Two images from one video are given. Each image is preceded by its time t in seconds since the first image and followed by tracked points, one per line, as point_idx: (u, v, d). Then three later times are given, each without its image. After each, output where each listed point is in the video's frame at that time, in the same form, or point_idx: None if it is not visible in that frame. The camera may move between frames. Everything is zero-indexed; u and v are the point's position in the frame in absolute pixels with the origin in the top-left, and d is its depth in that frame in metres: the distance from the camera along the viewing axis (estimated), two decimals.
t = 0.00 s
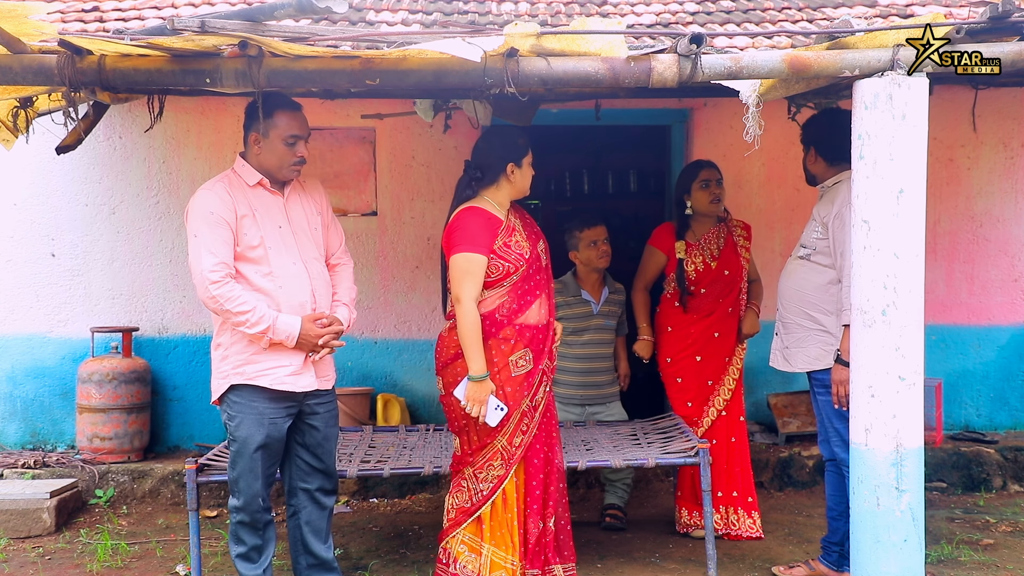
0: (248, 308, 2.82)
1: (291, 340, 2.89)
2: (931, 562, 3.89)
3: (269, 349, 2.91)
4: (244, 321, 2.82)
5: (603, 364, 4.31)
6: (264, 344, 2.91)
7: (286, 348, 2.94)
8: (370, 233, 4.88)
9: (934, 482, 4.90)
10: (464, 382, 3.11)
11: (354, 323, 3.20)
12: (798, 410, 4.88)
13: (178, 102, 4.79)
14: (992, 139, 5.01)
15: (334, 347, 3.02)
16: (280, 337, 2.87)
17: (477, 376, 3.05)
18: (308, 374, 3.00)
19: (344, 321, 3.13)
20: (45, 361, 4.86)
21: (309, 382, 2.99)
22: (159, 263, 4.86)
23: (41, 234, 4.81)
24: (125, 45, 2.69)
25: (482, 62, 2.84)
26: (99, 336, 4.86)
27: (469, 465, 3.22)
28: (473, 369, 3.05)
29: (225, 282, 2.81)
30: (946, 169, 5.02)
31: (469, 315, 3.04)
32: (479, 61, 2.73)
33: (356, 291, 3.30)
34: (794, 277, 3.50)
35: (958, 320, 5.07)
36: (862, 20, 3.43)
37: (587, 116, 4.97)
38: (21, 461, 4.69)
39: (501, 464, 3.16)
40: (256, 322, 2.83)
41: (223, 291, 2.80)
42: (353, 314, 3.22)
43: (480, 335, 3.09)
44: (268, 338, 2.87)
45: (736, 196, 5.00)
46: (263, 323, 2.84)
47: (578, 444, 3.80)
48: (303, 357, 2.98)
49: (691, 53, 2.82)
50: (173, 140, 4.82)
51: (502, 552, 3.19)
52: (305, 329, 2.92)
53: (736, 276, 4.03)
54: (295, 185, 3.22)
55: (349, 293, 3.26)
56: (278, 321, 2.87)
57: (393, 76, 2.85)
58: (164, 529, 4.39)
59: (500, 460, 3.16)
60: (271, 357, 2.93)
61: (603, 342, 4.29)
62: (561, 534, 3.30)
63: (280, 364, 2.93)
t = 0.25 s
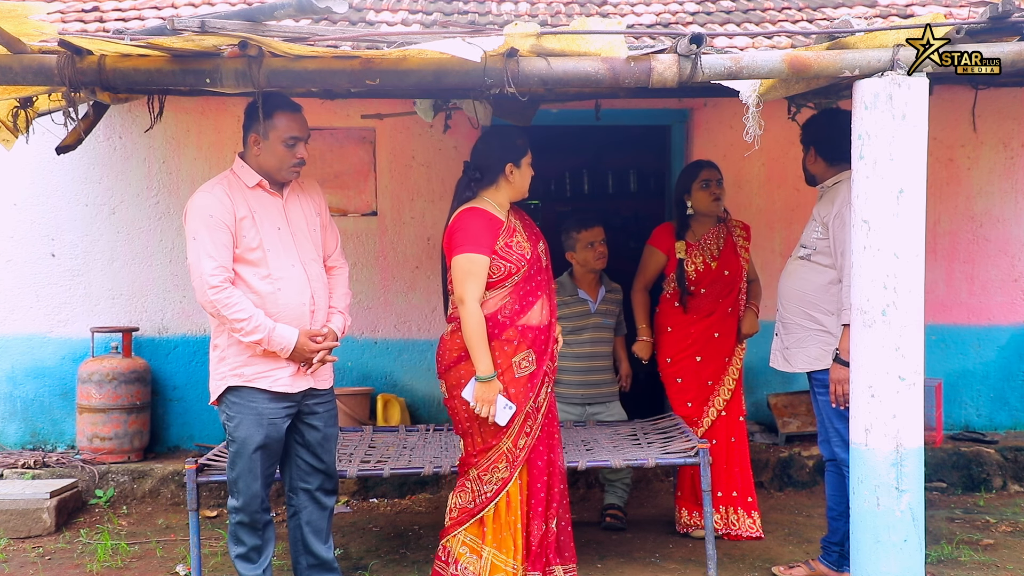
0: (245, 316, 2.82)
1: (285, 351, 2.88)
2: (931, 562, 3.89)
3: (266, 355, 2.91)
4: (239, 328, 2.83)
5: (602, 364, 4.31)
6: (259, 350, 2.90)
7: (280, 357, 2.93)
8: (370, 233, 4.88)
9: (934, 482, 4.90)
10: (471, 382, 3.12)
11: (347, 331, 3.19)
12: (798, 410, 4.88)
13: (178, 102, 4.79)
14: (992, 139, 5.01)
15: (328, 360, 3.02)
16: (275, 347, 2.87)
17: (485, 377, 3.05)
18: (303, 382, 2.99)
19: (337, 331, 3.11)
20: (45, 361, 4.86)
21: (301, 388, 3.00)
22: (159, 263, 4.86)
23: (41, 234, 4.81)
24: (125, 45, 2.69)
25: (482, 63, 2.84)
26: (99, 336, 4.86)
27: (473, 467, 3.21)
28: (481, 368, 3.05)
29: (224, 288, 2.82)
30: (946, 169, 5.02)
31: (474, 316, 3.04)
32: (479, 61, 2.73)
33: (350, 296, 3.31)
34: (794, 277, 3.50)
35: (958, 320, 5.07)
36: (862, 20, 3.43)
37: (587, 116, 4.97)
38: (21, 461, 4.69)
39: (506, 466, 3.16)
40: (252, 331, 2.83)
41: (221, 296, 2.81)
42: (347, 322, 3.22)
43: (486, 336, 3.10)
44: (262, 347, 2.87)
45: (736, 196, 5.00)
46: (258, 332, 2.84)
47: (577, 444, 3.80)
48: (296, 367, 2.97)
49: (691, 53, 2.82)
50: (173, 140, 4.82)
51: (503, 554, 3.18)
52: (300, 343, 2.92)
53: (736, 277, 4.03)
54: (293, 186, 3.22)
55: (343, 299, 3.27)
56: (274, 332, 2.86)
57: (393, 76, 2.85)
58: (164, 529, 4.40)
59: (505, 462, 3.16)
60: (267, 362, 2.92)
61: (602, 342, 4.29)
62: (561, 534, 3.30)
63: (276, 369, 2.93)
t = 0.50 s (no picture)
0: (244, 316, 2.82)
1: (286, 351, 2.88)
2: (931, 562, 3.89)
3: (267, 354, 2.91)
4: (239, 328, 2.83)
5: (601, 364, 4.31)
6: (260, 351, 2.90)
7: (281, 357, 2.93)
8: (370, 233, 4.88)
9: (934, 483, 4.90)
10: (462, 380, 3.11)
11: (348, 330, 3.19)
12: (798, 410, 4.88)
13: (178, 102, 4.79)
14: (992, 139, 5.01)
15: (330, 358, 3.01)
16: (275, 347, 2.87)
17: (476, 373, 3.04)
18: (303, 383, 2.99)
19: (337, 330, 3.12)
20: (45, 361, 4.86)
21: (302, 388, 3.00)
22: (159, 263, 4.86)
23: (42, 234, 4.81)
24: (125, 45, 2.69)
25: (483, 62, 2.84)
26: (99, 336, 4.86)
27: (458, 466, 3.22)
28: (473, 365, 3.04)
29: (223, 288, 2.82)
30: (946, 169, 5.02)
31: (465, 312, 3.04)
32: (479, 61, 2.73)
33: (350, 295, 3.31)
34: (794, 278, 3.50)
35: (958, 320, 5.07)
36: (862, 20, 3.43)
37: (587, 116, 4.97)
38: (21, 461, 4.69)
39: (490, 465, 3.17)
40: (252, 331, 2.83)
41: (220, 297, 2.81)
42: (348, 320, 3.23)
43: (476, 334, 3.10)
44: (263, 346, 2.87)
45: (736, 196, 5.00)
46: (258, 333, 2.84)
47: (577, 444, 3.80)
48: (297, 366, 2.96)
49: (691, 53, 2.82)
50: (173, 140, 4.82)
51: (494, 554, 3.18)
52: (300, 342, 2.92)
53: (736, 277, 4.03)
54: (293, 186, 3.22)
55: (343, 299, 3.27)
56: (274, 332, 2.86)
57: (393, 76, 2.85)
58: (164, 529, 4.40)
59: (489, 461, 3.17)
60: (267, 362, 2.92)
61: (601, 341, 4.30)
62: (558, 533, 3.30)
63: (277, 368, 2.93)
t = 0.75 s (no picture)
0: (247, 313, 2.82)
1: (290, 347, 2.88)
2: (931, 562, 3.89)
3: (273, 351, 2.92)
4: (243, 325, 2.82)
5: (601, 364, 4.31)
6: (265, 348, 2.90)
7: (286, 354, 2.93)
8: (370, 233, 4.88)
9: (934, 483, 4.90)
10: (436, 378, 3.08)
11: (352, 327, 3.19)
12: (798, 410, 4.88)
13: (178, 102, 4.79)
14: (992, 139, 5.01)
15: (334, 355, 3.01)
16: (280, 343, 2.87)
17: (451, 372, 3.01)
18: (308, 380, 2.99)
19: (341, 326, 3.12)
20: (45, 361, 4.86)
21: (307, 387, 2.99)
22: (159, 263, 4.86)
23: (42, 234, 4.81)
24: (125, 46, 2.69)
25: (483, 62, 2.84)
26: (99, 336, 4.86)
27: (446, 469, 3.22)
28: (449, 363, 3.01)
29: (225, 286, 2.82)
30: (946, 169, 5.02)
31: (446, 309, 3.02)
32: (479, 61, 2.73)
33: (353, 293, 3.31)
34: (793, 278, 3.51)
35: (958, 320, 5.07)
36: (862, 20, 3.43)
37: (587, 116, 4.97)
38: (21, 461, 4.69)
39: (478, 467, 3.17)
40: (256, 327, 2.83)
41: (222, 295, 2.81)
42: (352, 317, 3.23)
43: (457, 333, 3.08)
44: (268, 343, 2.87)
45: (736, 196, 5.00)
46: (262, 329, 2.83)
47: (578, 444, 3.80)
48: (301, 364, 2.96)
49: (691, 53, 2.82)
50: (173, 140, 4.82)
51: (487, 555, 3.18)
52: (305, 338, 2.92)
53: (736, 277, 4.03)
54: (295, 185, 3.22)
55: (346, 296, 3.27)
56: (278, 327, 2.86)
57: (393, 76, 2.85)
58: (164, 529, 4.39)
59: (477, 463, 3.17)
60: (273, 360, 2.93)
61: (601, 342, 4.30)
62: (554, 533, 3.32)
63: (282, 366, 2.93)
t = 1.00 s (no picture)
0: (251, 312, 2.81)
1: (294, 346, 2.87)
2: (931, 562, 3.89)
3: (278, 350, 2.92)
4: (247, 325, 2.82)
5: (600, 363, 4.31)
6: (269, 347, 2.90)
7: (290, 353, 2.93)
8: (369, 233, 4.88)
9: (934, 483, 4.90)
10: (425, 377, 3.05)
11: (356, 326, 3.20)
12: (798, 410, 4.88)
13: (178, 102, 4.79)
14: (992, 139, 5.01)
15: (337, 354, 2.99)
16: (284, 342, 2.86)
17: (442, 373, 2.97)
18: (311, 380, 2.99)
19: (346, 326, 3.13)
20: (45, 361, 4.86)
21: (308, 387, 2.99)
22: (159, 263, 4.86)
23: (41, 234, 4.81)
24: (125, 46, 2.69)
25: (483, 62, 2.84)
26: (99, 336, 4.86)
27: (444, 471, 3.22)
28: (440, 364, 2.97)
29: (229, 285, 2.81)
30: (946, 169, 5.02)
31: (442, 309, 2.99)
32: (479, 61, 2.73)
33: (357, 292, 3.31)
34: (792, 278, 3.53)
35: (958, 320, 5.07)
36: (862, 20, 3.42)
37: (587, 116, 4.97)
38: (21, 461, 4.69)
39: (475, 469, 3.17)
40: (260, 326, 2.82)
41: (226, 294, 2.80)
42: (357, 316, 3.23)
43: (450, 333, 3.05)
44: (272, 342, 2.86)
45: (736, 196, 5.00)
46: (266, 328, 2.83)
47: (578, 444, 3.80)
48: (305, 363, 2.96)
49: (691, 53, 2.82)
50: (173, 140, 4.82)
51: (484, 557, 3.18)
52: (309, 337, 2.92)
53: (736, 275, 4.03)
54: (298, 184, 3.22)
55: (351, 295, 3.27)
56: (283, 327, 2.85)
57: (392, 76, 2.85)
58: (164, 529, 4.39)
59: (474, 466, 3.17)
60: (277, 359, 2.93)
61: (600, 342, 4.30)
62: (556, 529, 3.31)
63: (286, 365, 2.93)
